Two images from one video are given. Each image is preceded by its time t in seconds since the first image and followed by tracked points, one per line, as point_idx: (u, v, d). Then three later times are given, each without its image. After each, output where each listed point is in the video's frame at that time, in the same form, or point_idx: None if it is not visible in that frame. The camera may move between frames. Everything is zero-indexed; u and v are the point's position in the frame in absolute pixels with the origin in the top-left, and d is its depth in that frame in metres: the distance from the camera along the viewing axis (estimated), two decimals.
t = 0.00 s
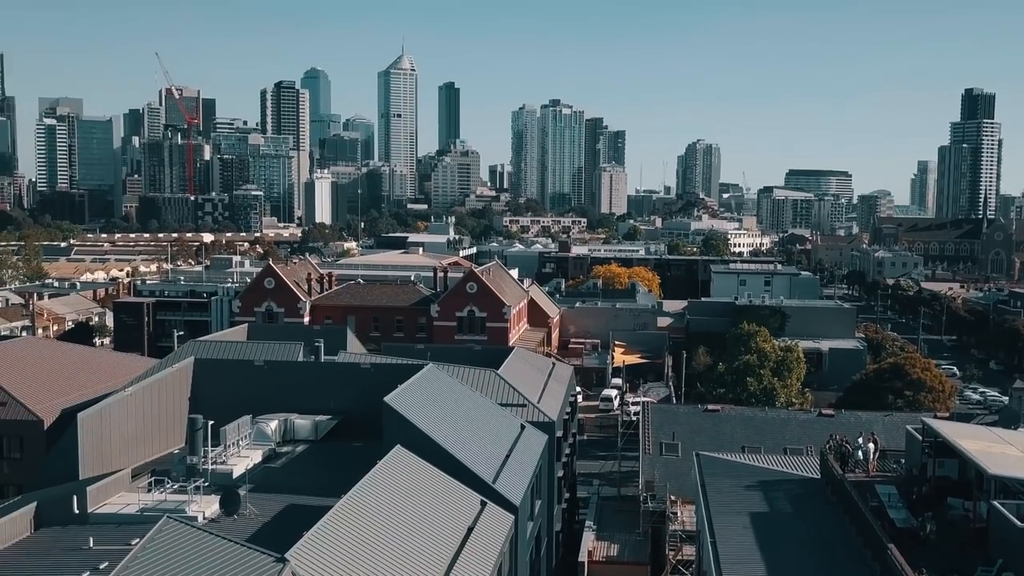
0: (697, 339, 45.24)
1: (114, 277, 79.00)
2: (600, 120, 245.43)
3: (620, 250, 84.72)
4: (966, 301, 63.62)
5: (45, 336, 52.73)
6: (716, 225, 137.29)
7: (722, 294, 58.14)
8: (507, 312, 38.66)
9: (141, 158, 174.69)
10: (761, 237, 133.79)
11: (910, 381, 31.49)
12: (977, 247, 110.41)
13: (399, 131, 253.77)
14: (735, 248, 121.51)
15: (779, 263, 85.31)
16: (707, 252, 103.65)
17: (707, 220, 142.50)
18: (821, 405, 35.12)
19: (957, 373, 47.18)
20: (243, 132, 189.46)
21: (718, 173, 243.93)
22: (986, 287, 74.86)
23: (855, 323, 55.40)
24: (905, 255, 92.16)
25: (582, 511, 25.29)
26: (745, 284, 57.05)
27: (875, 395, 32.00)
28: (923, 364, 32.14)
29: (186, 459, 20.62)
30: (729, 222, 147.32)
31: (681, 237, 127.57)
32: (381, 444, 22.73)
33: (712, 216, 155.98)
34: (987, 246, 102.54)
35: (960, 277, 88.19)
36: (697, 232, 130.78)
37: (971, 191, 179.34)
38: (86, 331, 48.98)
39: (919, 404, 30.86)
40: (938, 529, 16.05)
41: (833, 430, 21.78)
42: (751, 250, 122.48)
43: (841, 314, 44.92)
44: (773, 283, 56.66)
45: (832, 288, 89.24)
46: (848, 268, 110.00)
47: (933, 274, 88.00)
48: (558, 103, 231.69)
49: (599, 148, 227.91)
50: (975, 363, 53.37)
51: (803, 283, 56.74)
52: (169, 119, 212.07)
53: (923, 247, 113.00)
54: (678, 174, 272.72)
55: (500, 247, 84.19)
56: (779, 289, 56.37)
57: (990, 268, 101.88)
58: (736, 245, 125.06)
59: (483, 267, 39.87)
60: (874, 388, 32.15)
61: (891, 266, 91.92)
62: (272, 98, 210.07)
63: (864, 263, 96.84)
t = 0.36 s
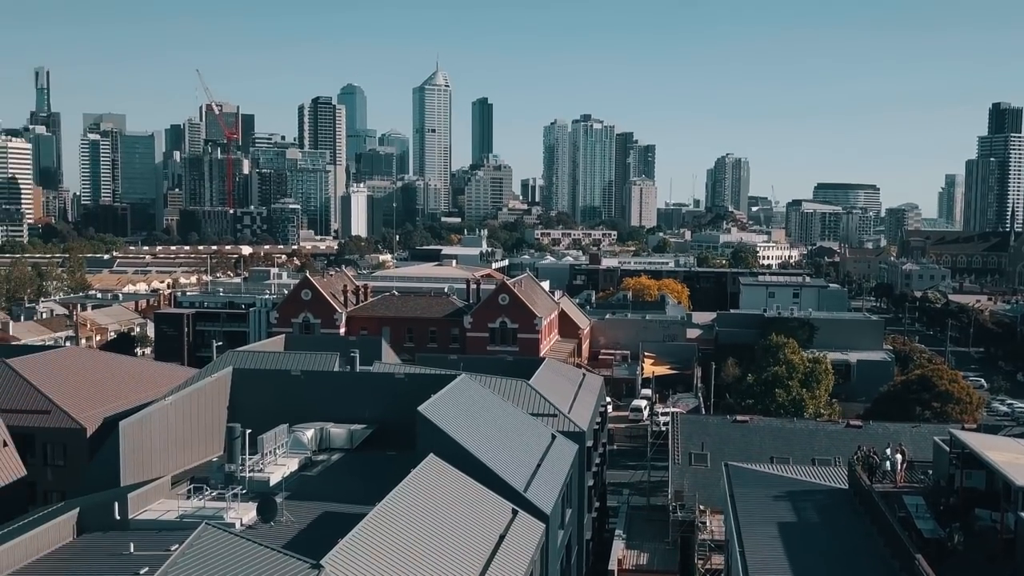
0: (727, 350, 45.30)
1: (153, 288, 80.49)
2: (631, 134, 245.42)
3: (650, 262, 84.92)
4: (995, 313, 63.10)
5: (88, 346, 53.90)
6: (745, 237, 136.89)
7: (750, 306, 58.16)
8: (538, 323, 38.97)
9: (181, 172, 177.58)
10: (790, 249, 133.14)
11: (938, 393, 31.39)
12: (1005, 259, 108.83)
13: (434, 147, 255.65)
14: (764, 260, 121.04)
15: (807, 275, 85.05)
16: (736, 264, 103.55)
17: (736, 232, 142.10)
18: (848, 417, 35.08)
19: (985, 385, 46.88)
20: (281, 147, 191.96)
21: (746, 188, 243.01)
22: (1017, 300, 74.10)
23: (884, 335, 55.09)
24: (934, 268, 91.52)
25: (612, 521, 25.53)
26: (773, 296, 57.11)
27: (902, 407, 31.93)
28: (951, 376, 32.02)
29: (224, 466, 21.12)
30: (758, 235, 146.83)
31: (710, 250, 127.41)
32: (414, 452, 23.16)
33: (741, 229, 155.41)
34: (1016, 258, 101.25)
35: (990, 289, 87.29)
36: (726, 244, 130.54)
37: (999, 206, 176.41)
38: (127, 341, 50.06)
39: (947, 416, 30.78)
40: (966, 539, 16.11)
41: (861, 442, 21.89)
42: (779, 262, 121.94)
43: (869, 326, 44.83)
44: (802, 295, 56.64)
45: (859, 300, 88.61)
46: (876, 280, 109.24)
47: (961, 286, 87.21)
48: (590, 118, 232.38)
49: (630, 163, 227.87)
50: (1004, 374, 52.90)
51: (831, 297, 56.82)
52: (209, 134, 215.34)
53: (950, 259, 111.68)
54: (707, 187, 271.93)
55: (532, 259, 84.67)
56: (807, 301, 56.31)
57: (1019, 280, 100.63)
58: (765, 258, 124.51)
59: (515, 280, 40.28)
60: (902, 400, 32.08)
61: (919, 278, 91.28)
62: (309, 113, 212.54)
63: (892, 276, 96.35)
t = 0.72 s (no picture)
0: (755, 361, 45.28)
1: (191, 299, 81.84)
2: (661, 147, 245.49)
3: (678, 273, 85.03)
4: None
5: (129, 355, 54.96)
6: (774, 250, 136.32)
7: (778, 318, 58.05)
8: (568, 334, 39.24)
9: (219, 186, 180.18)
10: (818, 261, 132.53)
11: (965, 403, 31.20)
12: None
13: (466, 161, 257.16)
14: (792, 272, 120.58)
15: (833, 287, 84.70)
16: (765, 275, 103.41)
17: (765, 245, 141.66)
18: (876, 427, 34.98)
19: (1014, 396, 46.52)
20: (316, 161, 194.09)
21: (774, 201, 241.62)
22: None
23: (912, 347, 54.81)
24: (961, 280, 90.79)
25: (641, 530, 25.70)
26: (801, 308, 57.04)
27: (929, 417, 31.81)
28: (978, 387, 31.83)
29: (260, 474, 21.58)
30: (786, 247, 146.22)
31: (738, 262, 127.27)
32: (446, 462, 23.57)
33: (770, 241, 154.88)
34: None
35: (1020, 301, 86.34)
36: (754, 256, 130.29)
37: None
38: (166, 351, 51.00)
39: (974, 426, 30.63)
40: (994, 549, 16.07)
41: (889, 452, 21.94)
42: (807, 274, 121.33)
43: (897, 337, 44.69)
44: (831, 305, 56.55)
45: (887, 311, 87.99)
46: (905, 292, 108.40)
47: (988, 298, 86.37)
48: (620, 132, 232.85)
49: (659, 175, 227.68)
50: None
51: (859, 308, 56.68)
52: (247, 148, 218.39)
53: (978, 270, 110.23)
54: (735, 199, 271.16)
55: (562, 271, 85.10)
56: (835, 313, 56.21)
57: None
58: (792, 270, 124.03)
59: (545, 291, 40.59)
60: (929, 410, 31.95)
61: (947, 290, 90.58)
62: (345, 128, 214.65)
63: (920, 288, 95.79)
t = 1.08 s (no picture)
0: (783, 372, 45.20)
1: (226, 310, 83.00)
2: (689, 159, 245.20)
3: (706, 285, 84.89)
4: None
5: (166, 365, 55.92)
6: (801, 261, 135.60)
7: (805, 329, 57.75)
8: (597, 344, 39.50)
9: (254, 199, 182.43)
10: (845, 272, 131.71)
11: (992, 415, 31.03)
12: None
13: (497, 174, 258.31)
14: (819, 283, 119.91)
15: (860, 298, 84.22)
16: (791, 287, 103.00)
17: (792, 257, 141.00)
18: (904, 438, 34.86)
19: None
20: (349, 174, 196.03)
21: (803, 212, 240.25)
22: None
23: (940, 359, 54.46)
24: (988, 291, 90.05)
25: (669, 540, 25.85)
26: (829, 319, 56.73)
27: (957, 429, 31.68)
28: (1006, 399, 31.62)
29: (294, 483, 22.04)
30: (814, 259, 145.43)
31: (765, 273, 126.76)
32: (476, 470, 23.92)
33: (797, 253, 154.41)
34: None
35: None
36: (782, 268, 129.70)
37: None
38: (203, 360, 51.87)
39: (1002, 438, 30.46)
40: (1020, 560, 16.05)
41: (916, 463, 21.95)
42: (835, 286, 120.64)
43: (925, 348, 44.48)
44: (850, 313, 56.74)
45: (914, 323, 87.41)
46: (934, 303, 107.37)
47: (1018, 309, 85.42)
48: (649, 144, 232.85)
49: (687, 188, 227.41)
50: None
51: (886, 318, 56.36)
52: (281, 161, 220.99)
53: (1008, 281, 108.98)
54: (762, 211, 270.17)
55: (591, 282, 85.34)
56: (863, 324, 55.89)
57: None
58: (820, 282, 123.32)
59: (574, 302, 40.89)
60: (957, 422, 31.82)
61: (975, 301, 89.73)
62: (378, 142, 216.42)
63: (949, 299, 94.92)
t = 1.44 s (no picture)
0: (810, 383, 45.11)
1: (260, 320, 84.01)
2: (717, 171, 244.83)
3: (732, 295, 84.72)
4: None
5: (202, 373, 56.78)
6: (828, 272, 134.94)
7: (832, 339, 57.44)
8: (624, 354, 39.63)
9: (287, 211, 184.33)
10: (872, 283, 130.92)
11: (1019, 426, 30.87)
12: None
13: (526, 186, 259.15)
14: (845, 294, 119.27)
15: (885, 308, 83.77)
16: (817, 297, 102.58)
17: (819, 267, 140.35)
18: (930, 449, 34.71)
19: None
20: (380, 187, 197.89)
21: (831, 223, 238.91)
22: None
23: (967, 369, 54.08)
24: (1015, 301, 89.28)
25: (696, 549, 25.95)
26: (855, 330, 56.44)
27: (983, 440, 31.55)
28: None
29: (326, 491, 22.42)
30: (840, 270, 144.68)
31: (791, 284, 126.33)
32: (505, 479, 24.19)
33: (824, 265, 153.60)
34: None
35: None
36: (808, 279, 129.16)
37: None
38: (238, 369, 52.61)
39: None
40: None
41: (942, 475, 21.91)
42: (861, 296, 119.91)
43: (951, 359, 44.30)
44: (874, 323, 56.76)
45: (941, 334, 86.67)
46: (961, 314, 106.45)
47: None
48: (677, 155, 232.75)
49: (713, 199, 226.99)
50: None
51: (913, 329, 56.11)
52: (314, 174, 223.08)
53: None
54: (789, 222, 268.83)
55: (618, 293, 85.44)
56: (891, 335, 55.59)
57: None
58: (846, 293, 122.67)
59: (601, 312, 41.10)
60: (984, 433, 31.68)
61: (1002, 312, 88.91)
62: (409, 154, 217.82)
63: (976, 310, 94.14)
